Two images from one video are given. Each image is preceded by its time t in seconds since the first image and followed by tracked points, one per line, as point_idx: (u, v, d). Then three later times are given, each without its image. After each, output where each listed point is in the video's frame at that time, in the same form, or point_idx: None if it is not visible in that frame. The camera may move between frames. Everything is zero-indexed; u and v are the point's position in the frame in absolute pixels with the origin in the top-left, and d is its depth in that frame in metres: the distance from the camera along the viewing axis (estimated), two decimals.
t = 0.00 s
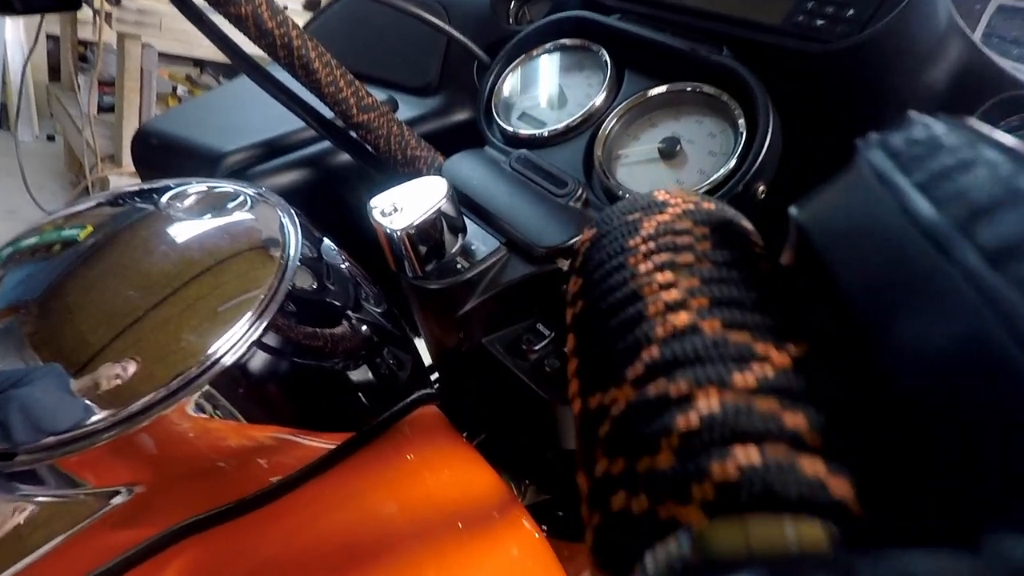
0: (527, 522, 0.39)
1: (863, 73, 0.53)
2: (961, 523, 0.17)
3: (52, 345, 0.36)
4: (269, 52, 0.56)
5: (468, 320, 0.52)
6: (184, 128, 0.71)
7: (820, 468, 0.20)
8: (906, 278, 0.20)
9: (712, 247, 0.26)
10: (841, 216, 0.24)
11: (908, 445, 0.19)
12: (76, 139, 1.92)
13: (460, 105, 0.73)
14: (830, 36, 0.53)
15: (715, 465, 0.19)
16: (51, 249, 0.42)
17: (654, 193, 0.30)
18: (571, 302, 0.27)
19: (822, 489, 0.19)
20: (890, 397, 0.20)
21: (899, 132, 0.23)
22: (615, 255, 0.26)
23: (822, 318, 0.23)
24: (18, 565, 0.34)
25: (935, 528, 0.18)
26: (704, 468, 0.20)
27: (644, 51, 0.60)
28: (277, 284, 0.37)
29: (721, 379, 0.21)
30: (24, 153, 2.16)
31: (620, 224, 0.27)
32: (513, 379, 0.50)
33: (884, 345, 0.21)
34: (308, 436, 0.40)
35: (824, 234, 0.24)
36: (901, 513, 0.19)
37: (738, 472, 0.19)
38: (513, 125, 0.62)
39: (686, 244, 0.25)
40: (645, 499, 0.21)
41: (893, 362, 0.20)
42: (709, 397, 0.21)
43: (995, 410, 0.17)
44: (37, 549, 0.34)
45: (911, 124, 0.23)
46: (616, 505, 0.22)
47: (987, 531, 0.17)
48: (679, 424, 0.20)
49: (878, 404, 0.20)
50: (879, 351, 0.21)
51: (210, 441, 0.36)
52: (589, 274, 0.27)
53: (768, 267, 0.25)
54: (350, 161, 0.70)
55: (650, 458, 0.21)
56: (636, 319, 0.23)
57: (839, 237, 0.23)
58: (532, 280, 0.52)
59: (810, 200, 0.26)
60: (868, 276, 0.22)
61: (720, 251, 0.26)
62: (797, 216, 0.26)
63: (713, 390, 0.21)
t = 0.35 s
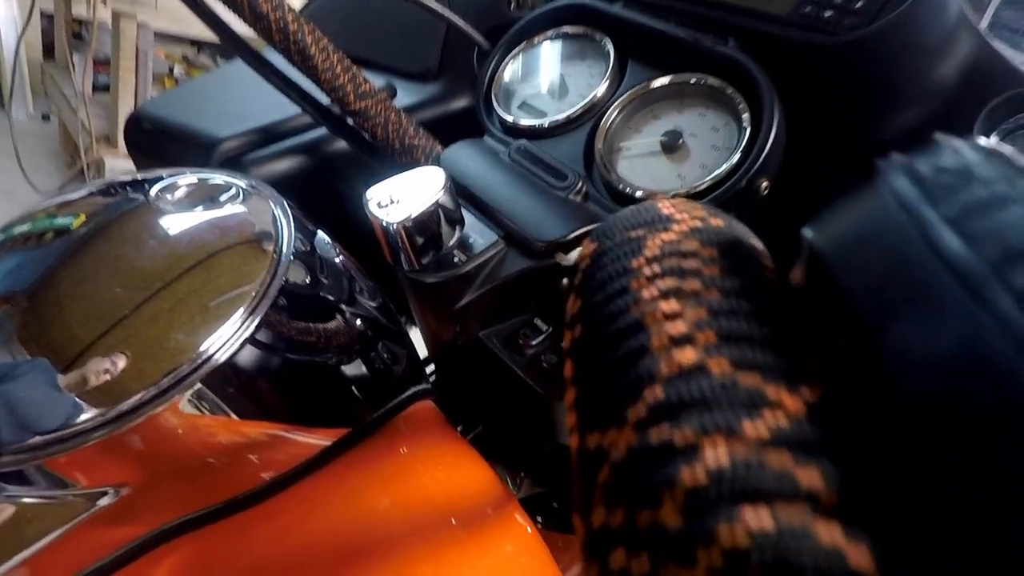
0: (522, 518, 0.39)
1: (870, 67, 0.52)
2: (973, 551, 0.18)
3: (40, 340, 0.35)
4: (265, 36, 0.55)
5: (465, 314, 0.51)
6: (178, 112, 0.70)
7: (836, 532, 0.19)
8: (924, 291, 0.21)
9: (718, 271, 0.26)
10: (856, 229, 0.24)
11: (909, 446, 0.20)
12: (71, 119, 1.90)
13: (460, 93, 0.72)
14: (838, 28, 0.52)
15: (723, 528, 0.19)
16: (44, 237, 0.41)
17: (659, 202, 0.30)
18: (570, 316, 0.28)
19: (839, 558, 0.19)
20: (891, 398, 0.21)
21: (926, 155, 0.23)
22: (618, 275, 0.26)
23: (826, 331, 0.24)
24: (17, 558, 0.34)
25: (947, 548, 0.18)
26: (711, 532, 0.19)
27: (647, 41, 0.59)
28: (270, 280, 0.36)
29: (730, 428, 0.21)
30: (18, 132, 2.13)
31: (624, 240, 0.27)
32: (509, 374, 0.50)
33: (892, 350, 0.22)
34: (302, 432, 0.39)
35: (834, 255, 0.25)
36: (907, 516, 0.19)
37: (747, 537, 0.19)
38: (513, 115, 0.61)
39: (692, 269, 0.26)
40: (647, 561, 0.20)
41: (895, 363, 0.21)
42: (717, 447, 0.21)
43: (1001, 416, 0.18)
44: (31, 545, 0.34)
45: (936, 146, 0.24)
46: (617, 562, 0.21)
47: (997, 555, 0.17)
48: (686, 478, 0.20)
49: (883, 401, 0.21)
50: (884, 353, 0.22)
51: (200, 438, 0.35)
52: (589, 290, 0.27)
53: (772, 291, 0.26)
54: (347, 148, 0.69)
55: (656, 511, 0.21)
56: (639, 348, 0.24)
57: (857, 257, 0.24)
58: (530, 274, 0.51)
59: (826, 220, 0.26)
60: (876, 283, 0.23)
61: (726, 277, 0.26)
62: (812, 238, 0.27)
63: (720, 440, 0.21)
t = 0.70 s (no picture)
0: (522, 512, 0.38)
1: (884, 59, 0.50)
2: (973, 551, 0.18)
3: (38, 333, 0.35)
4: (266, 23, 0.53)
5: (468, 308, 0.50)
6: (178, 100, 0.69)
7: None
8: (946, 297, 0.21)
9: (738, 292, 0.24)
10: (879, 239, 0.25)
11: (914, 449, 0.20)
12: (72, 104, 1.88)
13: (464, 81, 0.71)
14: (854, 19, 0.50)
15: None
16: (44, 227, 0.40)
17: (672, 211, 0.28)
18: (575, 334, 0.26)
19: None
20: (900, 402, 0.21)
21: (968, 173, 0.24)
22: (630, 292, 0.24)
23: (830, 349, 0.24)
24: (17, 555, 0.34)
25: (947, 548, 0.19)
26: None
27: (656, 30, 0.57)
28: (270, 275, 0.36)
29: (754, 471, 0.19)
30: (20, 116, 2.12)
31: (636, 254, 0.26)
32: (512, 369, 0.49)
33: (896, 350, 0.22)
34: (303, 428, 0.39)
35: (865, 276, 0.24)
36: (907, 516, 0.19)
37: None
38: (518, 105, 0.60)
39: (711, 290, 0.24)
40: None
41: (902, 367, 0.22)
42: (741, 492, 0.19)
43: (1001, 416, 0.19)
44: (37, 536, 0.34)
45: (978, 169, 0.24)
46: None
47: (996, 554, 0.18)
48: (708, 526, 0.19)
49: (889, 402, 0.21)
50: (892, 355, 0.22)
51: (198, 433, 0.35)
52: (598, 307, 0.25)
53: (794, 313, 0.24)
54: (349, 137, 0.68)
55: (673, 559, 0.19)
56: (655, 375, 0.22)
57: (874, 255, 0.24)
58: (536, 267, 0.50)
59: (858, 238, 0.26)
60: (884, 288, 0.23)
61: (746, 298, 0.24)
62: (841, 255, 0.26)
63: (744, 484, 0.19)
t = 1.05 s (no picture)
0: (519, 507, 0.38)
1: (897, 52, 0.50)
2: (973, 551, 0.19)
3: (28, 324, 0.34)
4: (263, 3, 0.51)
5: (467, 300, 0.50)
6: (174, 82, 0.67)
7: None
8: (970, 309, 0.21)
9: (757, 319, 0.26)
10: (908, 271, 0.23)
11: (917, 453, 0.21)
12: (70, 82, 1.86)
13: (466, 65, 0.69)
14: (866, 9, 0.49)
15: None
16: (39, 212, 0.39)
17: (686, 228, 0.30)
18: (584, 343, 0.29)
19: None
20: (905, 407, 0.22)
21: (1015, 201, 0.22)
22: (643, 316, 0.27)
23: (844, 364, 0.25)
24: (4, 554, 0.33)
25: (947, 548, 0.20)
26: None
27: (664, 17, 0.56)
28: (264, 270, 0.35)
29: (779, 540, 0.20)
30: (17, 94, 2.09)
31: (647, 275, 0.28)
32: (512, 362, 0.49)
33: (900, 356, 0.23)
34: (299, 422, 0.39)
35: (891, 303, 0.23)
36: (908, 517, 0.21)
37: None
38: (521, 92, 0.59)
39: (727, 316, 0.26)
40: None
41: (909, 373, 0.22)
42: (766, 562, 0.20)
43: (1000, 416, 0.19)
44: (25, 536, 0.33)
45: None
46: None
47: (997, 554, 0.19)
48: None
49: (893, 408, 0.22)
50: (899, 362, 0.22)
51: (190, 428, 0.34)
52: (605, 322, 0.28)
53: (810, 335, 0.26)
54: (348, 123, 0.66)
55: None
56: (668, 413, 0.24)
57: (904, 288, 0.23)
58: (538, 261, 0.49)
59: (887, 263, 0.24)
60: (899, 299, 0.23)
61: (764, 328, 0.25)
62: (867, 280, 0.24)
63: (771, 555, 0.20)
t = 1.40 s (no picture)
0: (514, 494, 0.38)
1: (906, 37, 0.48)
2: (979, 551, 0.21)
3: (12, 306, 0.33)
4: None
5: (463, 285, 0.49)
6: (166, 55, 0.65)
7: None
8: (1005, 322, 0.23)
9: (779, 343, 0.25)
10: (939, 289, 0.24)
11: (924, 453, 0.22)
12: (62, 52, 1.82)
13: (466, 44, 0.67)
14: None
15: None
16: (27, 187, 0.38)
17: (700, 235, 0.29)
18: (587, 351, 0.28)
19: None
20: (922, 414, 0.23)
21: None
22: (652, 334, 0.26)
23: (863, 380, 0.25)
24: None
25: (953, 547, 0.21)
26: None
27: None
28: (254, 255, 0.34)
29: None
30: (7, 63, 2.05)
31: (656, 286, 0.27)
32: (508, 350, 0.48)
33: (913, 362, 0.24)
34: (291, 409, 0.38)
35: (915, 318, 0.24)
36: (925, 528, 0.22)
37: None
38: (522, 73, 0.57)
39: (744, 337, 0.25)
40: None
41: (924, 379, 0.23)
42: None
43: (1007, 417, 0.21)
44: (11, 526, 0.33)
45: None
46: None
47: (1004, 555, 0.21)
48: None
49: (915, 416, 0.23)
50: (914, 371, 0.24)
51: (178, 415, 0.33)
52: (610, 333, 0.27)
53: (833, 359, 0.25)
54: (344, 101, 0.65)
55: None
56: (680, 446, 0.23)
57: (932, 299, 0.24)
58: (537, 247, 0.48)
59: (914, 285, 0.25)
60: (923, 313, 0.24)
61: (784, 352, 0.25)
62: (895, 298, 0.25)
63: None
